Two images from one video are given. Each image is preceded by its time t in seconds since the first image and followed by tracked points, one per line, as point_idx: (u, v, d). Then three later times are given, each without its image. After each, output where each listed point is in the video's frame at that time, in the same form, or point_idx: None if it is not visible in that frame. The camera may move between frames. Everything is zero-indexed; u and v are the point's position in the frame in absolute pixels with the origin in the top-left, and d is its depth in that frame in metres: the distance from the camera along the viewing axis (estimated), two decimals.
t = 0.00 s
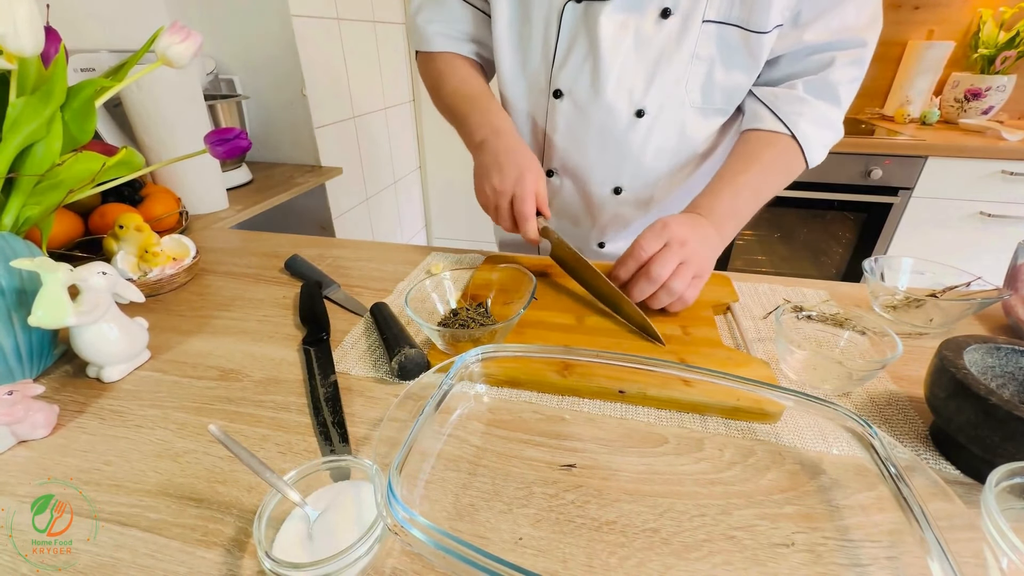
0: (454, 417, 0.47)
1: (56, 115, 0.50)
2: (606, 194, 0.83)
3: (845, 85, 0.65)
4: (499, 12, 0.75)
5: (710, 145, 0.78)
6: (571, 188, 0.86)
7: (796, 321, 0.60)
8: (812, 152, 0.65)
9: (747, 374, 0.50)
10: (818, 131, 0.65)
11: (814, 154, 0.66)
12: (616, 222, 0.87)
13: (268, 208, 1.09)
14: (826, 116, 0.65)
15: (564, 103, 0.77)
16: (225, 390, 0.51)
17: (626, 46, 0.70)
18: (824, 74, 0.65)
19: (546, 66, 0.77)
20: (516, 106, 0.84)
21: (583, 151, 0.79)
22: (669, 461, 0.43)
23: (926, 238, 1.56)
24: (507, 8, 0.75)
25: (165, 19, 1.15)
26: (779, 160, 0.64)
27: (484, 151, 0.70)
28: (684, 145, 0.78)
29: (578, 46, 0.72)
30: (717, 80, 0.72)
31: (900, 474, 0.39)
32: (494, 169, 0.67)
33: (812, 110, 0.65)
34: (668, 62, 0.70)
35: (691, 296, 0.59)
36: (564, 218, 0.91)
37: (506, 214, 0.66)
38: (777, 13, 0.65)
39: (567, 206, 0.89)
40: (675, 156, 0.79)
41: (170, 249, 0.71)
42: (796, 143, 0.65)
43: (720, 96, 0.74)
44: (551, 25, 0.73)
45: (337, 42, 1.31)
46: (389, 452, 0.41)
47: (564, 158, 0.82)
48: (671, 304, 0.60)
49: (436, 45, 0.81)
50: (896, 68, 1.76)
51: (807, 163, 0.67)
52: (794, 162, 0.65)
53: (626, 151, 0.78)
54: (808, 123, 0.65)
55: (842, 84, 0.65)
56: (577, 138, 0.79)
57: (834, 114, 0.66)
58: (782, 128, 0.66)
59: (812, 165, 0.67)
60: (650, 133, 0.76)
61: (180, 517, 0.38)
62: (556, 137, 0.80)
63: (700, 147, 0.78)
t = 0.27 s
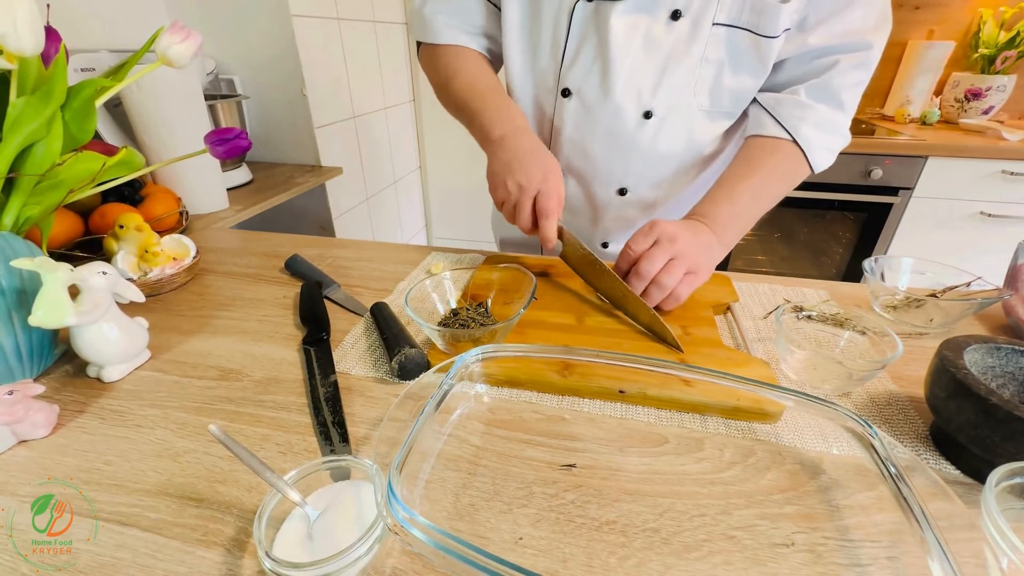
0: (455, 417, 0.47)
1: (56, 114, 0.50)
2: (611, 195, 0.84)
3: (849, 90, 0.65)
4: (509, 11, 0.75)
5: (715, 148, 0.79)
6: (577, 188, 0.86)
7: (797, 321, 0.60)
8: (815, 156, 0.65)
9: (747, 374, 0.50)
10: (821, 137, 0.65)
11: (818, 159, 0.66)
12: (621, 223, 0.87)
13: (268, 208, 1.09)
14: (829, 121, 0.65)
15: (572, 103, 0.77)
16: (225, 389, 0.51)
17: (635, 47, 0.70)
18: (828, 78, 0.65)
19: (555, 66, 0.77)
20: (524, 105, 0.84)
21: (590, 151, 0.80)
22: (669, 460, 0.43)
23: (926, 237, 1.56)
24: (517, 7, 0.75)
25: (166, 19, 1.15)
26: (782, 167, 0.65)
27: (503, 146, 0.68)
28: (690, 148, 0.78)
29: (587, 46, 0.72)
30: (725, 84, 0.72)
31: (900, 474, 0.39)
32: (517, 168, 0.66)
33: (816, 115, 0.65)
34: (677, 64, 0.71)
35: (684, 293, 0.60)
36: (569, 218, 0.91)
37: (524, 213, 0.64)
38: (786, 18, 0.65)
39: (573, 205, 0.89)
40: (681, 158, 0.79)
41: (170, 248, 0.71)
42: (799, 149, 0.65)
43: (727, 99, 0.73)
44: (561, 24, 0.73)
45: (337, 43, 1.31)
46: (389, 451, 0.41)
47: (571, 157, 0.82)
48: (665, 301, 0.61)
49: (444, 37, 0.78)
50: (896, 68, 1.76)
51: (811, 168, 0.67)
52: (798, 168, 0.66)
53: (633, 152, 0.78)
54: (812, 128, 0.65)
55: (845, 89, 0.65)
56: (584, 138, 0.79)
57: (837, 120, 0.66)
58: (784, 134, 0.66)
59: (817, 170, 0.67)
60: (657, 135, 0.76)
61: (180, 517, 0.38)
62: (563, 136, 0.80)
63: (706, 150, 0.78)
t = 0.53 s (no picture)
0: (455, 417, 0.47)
1: (56, 114, 0.50)
2: (618, 196, 0.84)
3: (851, 93, 0.65)
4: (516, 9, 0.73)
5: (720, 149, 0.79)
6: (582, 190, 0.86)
7: (797, 321, 0.60)
8: (816, 158, 0.65)
9: (747, 374, 0.50)
10: (824, 139, 0.65)
11: (820, 161, 0.66)
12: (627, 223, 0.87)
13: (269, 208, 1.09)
14: (831, 124, 0.65)
15: (579, 103, 0.77)
16: (225, 389, 0.51)
17: (644, 48, 0.70)
18: (832, 78, 0.65)
19: (561, 66, 0.76)
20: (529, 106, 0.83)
21: (597, 152, 0.79)
22: (669, 460, 0.43)
23: (926, 237, 1.56)
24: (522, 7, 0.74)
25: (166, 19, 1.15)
26: (782, 171, 0.65)
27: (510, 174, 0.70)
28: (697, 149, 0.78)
29: (595, 46, 0.72)
30: (733, 84, 0.72)
31: (900, 474, 0.39)
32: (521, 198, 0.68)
33: (818, 117, 0.65)
34: (685, 65, 0.71)
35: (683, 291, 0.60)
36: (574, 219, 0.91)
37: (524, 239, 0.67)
38: (795, 17, 0.65)
39: (578, 206, 0.89)
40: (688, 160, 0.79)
41: (171, 248, 0.71)
42: (801, 152, 0.65)
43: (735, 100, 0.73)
44: (568, 24, 0.72)
45: (337, 42, 1.31)
46: (389, 451, 0.41)
47: (577, 158, 0.82)
48: (665, 297, 0.61)
49: (449, 41, 0.77)
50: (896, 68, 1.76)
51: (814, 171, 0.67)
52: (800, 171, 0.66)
53: (640, 153, 0.78)
54: (813, 130, 0.65)
55: (848, 91, 0.65)
56: (591, 139, 0.79)
57: (840, 121, 0.66)
58: (784, 137, 0.66)
59: (819, 172, 0.67)
60: (665, 136, 0.76)
61: (180, 517, 0.38)
62: (570, 138, 0.80)
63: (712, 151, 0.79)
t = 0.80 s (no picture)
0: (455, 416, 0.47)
1: (56, 114, 0.50)
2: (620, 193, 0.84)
3: (853, 92, 0.65)
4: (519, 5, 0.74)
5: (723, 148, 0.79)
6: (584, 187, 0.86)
7: (797, 321, 0.60)
8: (818, 159, 0.65)
9: (747, 374, 0.50)
10: (825, 139, 0.65)
11: (821, 162, 0.66)
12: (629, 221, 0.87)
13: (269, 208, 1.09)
14: (832, 125, 0.65)
15: (583, 99, 0.76)
16: (225, 389, 0.51)
17: (649, 44, 0.70)
18: (835, 78, 0.65)
19: (565, 62, 0.76)
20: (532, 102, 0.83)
21: (600, 149, 0.79)
22: (669, 460, 0.43)
23: (927, 237, 1.56)
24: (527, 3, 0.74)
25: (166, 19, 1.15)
26: (782, 171, 0.65)
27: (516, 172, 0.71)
28: (699, 147, 0.78)
29: (600, 42, 0.72)
30: (738, 81, 0.72)
31: (900, 474, 0.39)
32: (528, 198, 0.68)
33: (820, 118, 0.65)
34: (691, 61, 0.70)
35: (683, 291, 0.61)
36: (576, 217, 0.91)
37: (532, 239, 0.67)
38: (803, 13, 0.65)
39: (580, 204, 0.88)
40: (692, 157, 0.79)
41: (171, 248, 0.71)
42: (801, 151, 0.65)
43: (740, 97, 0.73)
44: (572, 18, 0.72)
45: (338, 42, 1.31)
46: (389, 451, 0.41)
47: (580, 156, 0.82)
48: (664, 297, 0.61)
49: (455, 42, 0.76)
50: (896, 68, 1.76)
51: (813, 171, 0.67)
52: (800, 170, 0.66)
53: (644, 150, 0.78)
54: (814, 130, 0.65)
55: (851, 91, 0.65)
56: (594, 136, 0.78)
57: (841, 122, 0.66)
58: (785, 137, 0.66)
59: (819, 172, 0.67)
60: (668, 134, 0.76)
61: (180, 516, 0.38)
62: (573, 135, 0.80)
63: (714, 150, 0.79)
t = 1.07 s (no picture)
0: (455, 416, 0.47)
1: (57, 114, 0.50)
2: (623, 190, 0.84)
3: (852, 94, 0.65)
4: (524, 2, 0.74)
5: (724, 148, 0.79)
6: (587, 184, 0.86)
7: (797, 321, 0.60)
8: (816, 161, 0.66)
9: (747, 374, 0.50)
10: (824, 141, 0.65)
11: (819, 163, 0.66)
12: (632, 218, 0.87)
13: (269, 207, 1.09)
14: (831, 126, 0.66)
15: (585, 96, 0.77)
16: (225, 389, 0.51)
17: (651, 41, 0.70)
18: (834, 80, 0.65)
19: (568, 59, 0.76)
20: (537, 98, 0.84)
21: (603, 145, 0.80)
22: (669, 460, 0.43)
23: (927, 237, 1.56)
24: None
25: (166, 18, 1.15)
26: (781, 172, 0.65)
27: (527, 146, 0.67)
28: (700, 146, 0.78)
29: (602, 39, 0.72)
30: (739, 79, 0.72)
31: (900, 474, 0.39)
32: (539, 173, 0.65)
33: (818, 120, 0.65)
34: (693, 58, 0.70)
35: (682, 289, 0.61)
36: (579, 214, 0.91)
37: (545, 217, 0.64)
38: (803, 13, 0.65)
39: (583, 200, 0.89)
40: (693, 156, 0.79)
41: (171, 248, 0.71)
42: (799, 152, 0.65)
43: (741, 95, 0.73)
44: (575, 15, 0.72)
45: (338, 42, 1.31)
46: (389, 451, 0.41)
47: (583, 152, 0.82)
48: (665, 297, 0.61)
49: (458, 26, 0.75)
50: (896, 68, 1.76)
51: (812, 172, 0.67)
52: (798, 172, 0.66)
53: (645, 148, 0.78)
54: (813, 131, 0.65)
55: (848, 94, 0.65)
56: (597, 133, 0.79)
57: (840, 124, 0.66)
58: (784, 138, 0.66)
59: (817, 174, 0.67)
60: (670, 133, 0.76)
61: (181, 516, 0.38)
62: (576, 131, 0.81)
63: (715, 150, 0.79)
